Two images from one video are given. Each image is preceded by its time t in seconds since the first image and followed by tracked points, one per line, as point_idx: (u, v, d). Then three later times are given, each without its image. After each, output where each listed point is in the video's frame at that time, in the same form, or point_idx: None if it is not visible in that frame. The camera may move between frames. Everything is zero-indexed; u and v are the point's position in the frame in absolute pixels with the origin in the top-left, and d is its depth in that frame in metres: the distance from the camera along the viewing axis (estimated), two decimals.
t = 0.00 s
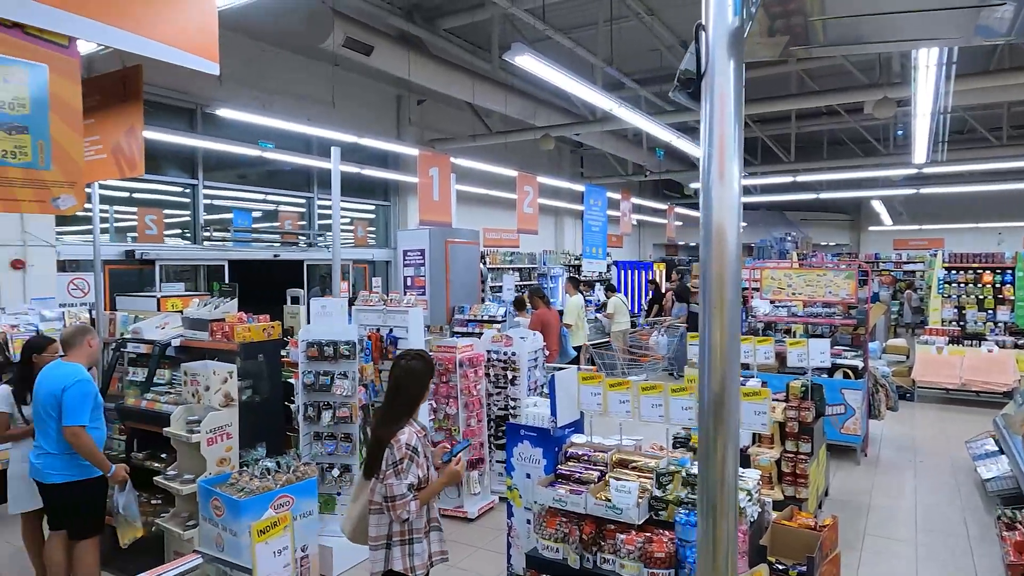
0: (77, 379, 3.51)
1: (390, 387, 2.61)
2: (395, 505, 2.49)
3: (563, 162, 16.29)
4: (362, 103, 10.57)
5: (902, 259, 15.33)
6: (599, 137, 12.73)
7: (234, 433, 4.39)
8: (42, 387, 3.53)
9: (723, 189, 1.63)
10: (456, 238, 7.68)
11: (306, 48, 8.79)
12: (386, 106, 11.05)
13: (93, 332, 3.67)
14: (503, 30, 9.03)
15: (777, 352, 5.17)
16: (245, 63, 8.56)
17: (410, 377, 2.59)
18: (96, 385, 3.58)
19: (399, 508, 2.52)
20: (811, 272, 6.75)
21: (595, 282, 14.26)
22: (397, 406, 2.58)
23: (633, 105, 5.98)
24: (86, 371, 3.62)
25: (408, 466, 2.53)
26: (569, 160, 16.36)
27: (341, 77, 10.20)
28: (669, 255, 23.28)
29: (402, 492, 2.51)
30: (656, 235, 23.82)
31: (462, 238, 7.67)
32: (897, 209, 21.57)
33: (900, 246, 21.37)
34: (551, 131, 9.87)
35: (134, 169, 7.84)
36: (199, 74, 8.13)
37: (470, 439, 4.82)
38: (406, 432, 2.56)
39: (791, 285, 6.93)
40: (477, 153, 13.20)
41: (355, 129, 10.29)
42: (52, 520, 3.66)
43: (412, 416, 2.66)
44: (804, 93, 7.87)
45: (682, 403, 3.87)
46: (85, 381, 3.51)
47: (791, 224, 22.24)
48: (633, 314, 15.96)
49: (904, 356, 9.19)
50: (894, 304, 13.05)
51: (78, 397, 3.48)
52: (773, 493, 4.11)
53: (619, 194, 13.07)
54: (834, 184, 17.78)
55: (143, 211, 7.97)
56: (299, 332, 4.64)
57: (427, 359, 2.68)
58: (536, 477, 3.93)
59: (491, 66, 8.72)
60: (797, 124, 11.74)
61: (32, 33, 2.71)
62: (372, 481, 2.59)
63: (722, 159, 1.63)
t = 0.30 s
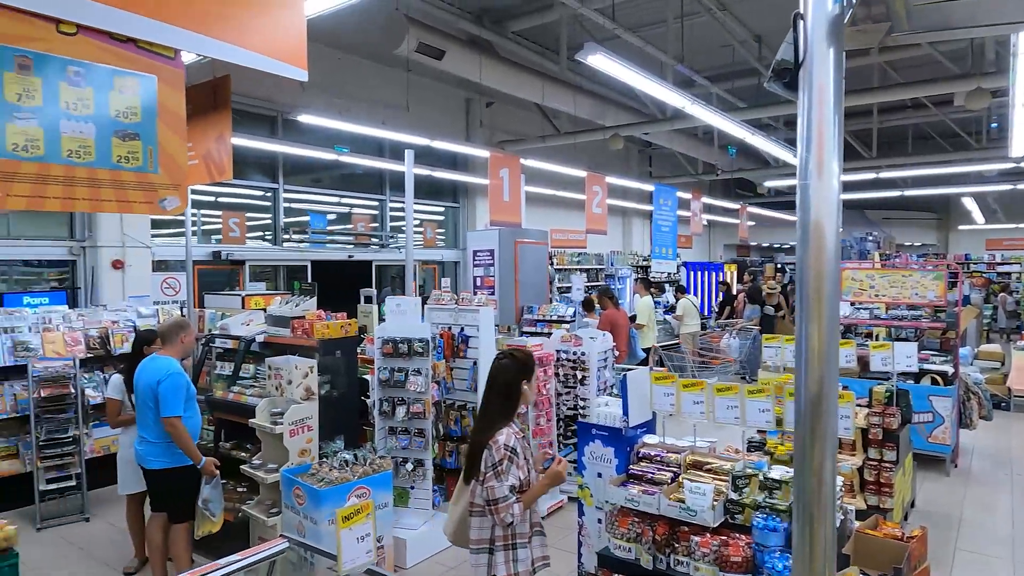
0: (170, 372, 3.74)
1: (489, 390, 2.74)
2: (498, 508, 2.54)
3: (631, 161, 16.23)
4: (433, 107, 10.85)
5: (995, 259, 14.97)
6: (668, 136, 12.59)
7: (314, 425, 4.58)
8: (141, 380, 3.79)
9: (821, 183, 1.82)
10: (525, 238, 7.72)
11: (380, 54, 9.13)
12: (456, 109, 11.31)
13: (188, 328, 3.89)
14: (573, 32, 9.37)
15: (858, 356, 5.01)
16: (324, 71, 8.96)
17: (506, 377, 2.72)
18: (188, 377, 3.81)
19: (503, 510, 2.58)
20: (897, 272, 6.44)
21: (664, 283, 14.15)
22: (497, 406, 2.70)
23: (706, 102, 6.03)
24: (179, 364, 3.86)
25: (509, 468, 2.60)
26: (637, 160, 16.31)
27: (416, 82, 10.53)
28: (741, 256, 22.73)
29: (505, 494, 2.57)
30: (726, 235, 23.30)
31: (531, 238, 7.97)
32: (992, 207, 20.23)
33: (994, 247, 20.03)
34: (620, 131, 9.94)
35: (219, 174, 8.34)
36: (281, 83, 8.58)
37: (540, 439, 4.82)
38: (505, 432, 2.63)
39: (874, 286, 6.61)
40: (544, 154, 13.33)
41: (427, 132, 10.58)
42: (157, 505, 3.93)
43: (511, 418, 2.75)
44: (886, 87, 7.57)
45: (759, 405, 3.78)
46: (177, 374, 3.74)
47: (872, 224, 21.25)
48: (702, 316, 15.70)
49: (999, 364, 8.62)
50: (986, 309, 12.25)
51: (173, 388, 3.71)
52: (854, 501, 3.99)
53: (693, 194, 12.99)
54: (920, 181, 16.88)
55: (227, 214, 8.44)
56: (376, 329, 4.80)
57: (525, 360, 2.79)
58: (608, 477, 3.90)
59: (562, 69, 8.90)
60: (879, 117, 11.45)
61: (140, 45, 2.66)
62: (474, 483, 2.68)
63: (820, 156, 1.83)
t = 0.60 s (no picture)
0: (257, 367, 3.94)
1: (581, 392, 2.58)
2: (582, 517, 2.34)
3: (699, 159, 15.92)
4: (499, 108, 10.96)
5: None
6: (737, 133, 12.28)
7: (385, 420, 4.69)
8: (231, 375, 4.01)
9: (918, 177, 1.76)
10: (592, 238, 7.86)
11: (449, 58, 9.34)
12: (523, 110, 11.40)
13: (276, 325, 4.08)
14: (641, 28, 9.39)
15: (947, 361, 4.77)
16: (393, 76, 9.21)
17: (596, 378, 2.53)
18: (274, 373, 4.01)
19: (588, 519, 2.37)
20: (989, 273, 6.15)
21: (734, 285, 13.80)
22: (586, 408, 2.52)
23: (781, 97, 5.93)
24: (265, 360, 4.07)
25: (595, 476, 2.39)
26: (705, 158, 16.02)
27: (484, 84, 10.69)
28: (816, 257, 21.88)
29: (590, 502, 2.36)
30: (800, 235, 22.49)
31: (598, 238, 8.01)
32: None
33: None
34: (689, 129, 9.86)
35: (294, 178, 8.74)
36: (354, 89, 8.90)
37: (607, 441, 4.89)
38: (592, 437, 2.43)
39: (964, 288, 6.37)
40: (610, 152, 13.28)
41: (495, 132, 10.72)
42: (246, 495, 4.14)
43: (605, 424, 2.54)
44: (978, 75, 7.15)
45: (838, 409, 3.62)
46: (265, 370, 3.94)
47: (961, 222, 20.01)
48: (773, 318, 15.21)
49: None
50: None
51: (261, 383, 3.91)
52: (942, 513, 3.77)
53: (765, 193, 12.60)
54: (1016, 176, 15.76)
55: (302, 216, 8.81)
56: (445, 327, 4.89)
57: (620, 360, 2.56)
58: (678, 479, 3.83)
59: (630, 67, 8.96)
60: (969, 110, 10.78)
61: (231, 54, 2.85)
62: (563, 489, 2.52)
63: (916, 148, 1.77)
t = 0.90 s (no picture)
0: (334, 367, 4.07)
1: (690, 395, 2.47)
2: (671, 527, 2.23)
3: (770, 157, 15.41)
4: (564, 108, 10.95)
5: None
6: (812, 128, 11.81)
7: (453, 417, 4.74)
8: (312, 372, 4.18)
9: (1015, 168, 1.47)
10: (660, 238, 7.81)
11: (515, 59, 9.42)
12: (588, 109, 11.35)
13: (355, 326, 4.19)
14: (708, 23, 9.22)
15: None
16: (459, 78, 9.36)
17: (709, 384, 2.39)
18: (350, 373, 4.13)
19: (677, 531, 2.25)
20: None
21: (808, 286, 13.30)
22: (694, 415, 2.41)
23: (860, 89, 5.68)
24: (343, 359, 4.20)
25: (690, 487, 2.26)
26: (776, 155, 15.52)
27: (549, 85, 10.72)
28: (898, 257, 20.76)
29: (680, 514, 2.25)
30: (880, 234, 21.41)
31: (666, 238, 7.90)
32: None
33: None
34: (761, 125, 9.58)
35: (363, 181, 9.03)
36: (422, 92, 9.10)
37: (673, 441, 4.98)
38: (694, 447, 2.30)
39: None
40: (677, 149, 13.04)
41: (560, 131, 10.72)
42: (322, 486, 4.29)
43: (712, 434, 2.38)
44: None
45: (923, 414, 3.42)
46: (341, 369, 4.07)
47: None
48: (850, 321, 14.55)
49: None
50: None
51: (337, 382, 4.04)
52: None
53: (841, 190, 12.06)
54: None
55: (372, 218, 9.08)
56: (511, 326, 4.92)
57: (737, 369, 2.40)
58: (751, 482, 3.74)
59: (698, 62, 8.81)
60: None
61: (309, 60, 2.94)
62: (657, 494, 2.41)
63: (1013, 133, 1.48)
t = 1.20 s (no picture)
0: (393, 370, 4.16)
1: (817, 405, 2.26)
2: (793, 550, 2.07)
3: (838, 154, 14.83)
4: (623, 108, 10.86)
5: None
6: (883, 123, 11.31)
7: (511, 416, 4.77)
8: (375, 373, 4.31)
9: None
10: (721, 238, 7.62)
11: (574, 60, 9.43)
12: (648, 108, 11.22)
13: (419, 330, 4.22)
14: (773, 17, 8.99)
15: None
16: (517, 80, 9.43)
17: (836, 393, 2.18)
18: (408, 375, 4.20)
19: (800, 554, 2.08)
20: None
21: (878, 288, 12.72)
22: (820, 430, 2.19)
23: (937, 81, 5.42)
24: (404, 361, 4.28)
25: (817, 509, 2.07)
26: (845, 152, 14.94)
27: (608, 85, 10.67)
28: (979, 258, 19.61)
29: (805, 537, 2.07)
30: (959, 234, 20.29)
31: (728, 238, 7.73)
32: None
33: None
34: (829, 121, 9.25)
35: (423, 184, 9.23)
36: (481, 95, 9.21)
37: (735, 444, 4.89)
38: (823, 464, 2.10)
39: None
40: (740, 147, 12.72)
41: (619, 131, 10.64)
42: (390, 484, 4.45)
43: (843, 451, 2.16)
44: None
45: (1005, 422, 3.23)
46: (400, 373, 4.15)
47: None
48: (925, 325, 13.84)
49: None
50: None
51: (396, 385, 4.13)
52: None
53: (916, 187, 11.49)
54: None
55: (432, 220, 9.26)
56: (570, 327, 4.93)
57: (868, 378, 2.17)
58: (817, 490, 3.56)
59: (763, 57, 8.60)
60: None
61: (375, 65, 3.03)
62: (782, 513, 2.25)
63: None
